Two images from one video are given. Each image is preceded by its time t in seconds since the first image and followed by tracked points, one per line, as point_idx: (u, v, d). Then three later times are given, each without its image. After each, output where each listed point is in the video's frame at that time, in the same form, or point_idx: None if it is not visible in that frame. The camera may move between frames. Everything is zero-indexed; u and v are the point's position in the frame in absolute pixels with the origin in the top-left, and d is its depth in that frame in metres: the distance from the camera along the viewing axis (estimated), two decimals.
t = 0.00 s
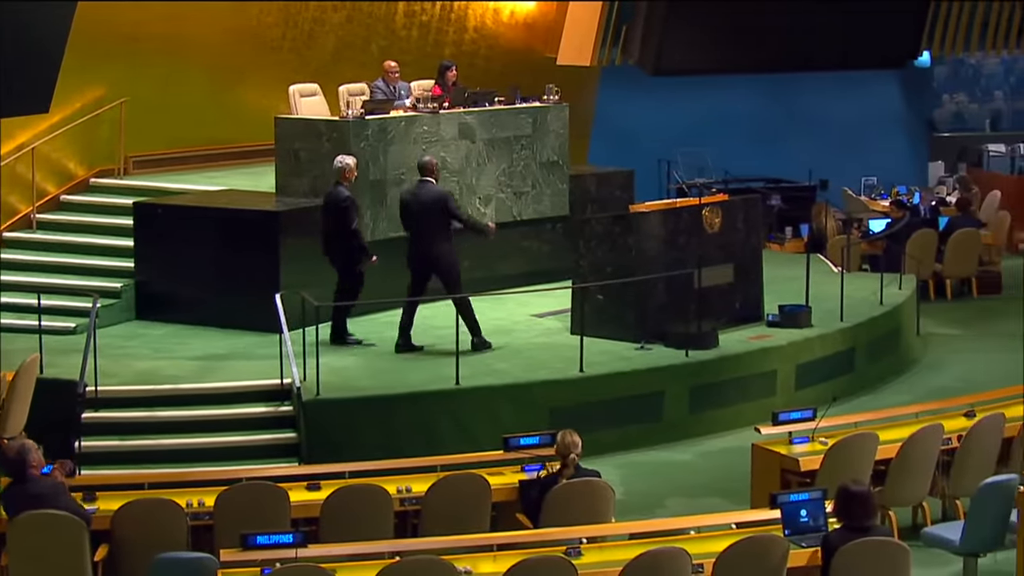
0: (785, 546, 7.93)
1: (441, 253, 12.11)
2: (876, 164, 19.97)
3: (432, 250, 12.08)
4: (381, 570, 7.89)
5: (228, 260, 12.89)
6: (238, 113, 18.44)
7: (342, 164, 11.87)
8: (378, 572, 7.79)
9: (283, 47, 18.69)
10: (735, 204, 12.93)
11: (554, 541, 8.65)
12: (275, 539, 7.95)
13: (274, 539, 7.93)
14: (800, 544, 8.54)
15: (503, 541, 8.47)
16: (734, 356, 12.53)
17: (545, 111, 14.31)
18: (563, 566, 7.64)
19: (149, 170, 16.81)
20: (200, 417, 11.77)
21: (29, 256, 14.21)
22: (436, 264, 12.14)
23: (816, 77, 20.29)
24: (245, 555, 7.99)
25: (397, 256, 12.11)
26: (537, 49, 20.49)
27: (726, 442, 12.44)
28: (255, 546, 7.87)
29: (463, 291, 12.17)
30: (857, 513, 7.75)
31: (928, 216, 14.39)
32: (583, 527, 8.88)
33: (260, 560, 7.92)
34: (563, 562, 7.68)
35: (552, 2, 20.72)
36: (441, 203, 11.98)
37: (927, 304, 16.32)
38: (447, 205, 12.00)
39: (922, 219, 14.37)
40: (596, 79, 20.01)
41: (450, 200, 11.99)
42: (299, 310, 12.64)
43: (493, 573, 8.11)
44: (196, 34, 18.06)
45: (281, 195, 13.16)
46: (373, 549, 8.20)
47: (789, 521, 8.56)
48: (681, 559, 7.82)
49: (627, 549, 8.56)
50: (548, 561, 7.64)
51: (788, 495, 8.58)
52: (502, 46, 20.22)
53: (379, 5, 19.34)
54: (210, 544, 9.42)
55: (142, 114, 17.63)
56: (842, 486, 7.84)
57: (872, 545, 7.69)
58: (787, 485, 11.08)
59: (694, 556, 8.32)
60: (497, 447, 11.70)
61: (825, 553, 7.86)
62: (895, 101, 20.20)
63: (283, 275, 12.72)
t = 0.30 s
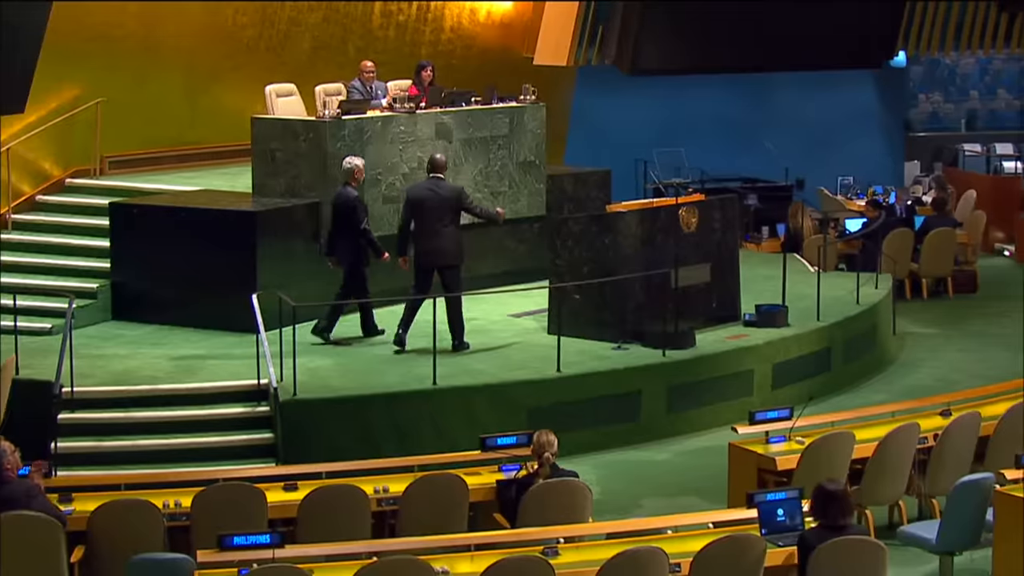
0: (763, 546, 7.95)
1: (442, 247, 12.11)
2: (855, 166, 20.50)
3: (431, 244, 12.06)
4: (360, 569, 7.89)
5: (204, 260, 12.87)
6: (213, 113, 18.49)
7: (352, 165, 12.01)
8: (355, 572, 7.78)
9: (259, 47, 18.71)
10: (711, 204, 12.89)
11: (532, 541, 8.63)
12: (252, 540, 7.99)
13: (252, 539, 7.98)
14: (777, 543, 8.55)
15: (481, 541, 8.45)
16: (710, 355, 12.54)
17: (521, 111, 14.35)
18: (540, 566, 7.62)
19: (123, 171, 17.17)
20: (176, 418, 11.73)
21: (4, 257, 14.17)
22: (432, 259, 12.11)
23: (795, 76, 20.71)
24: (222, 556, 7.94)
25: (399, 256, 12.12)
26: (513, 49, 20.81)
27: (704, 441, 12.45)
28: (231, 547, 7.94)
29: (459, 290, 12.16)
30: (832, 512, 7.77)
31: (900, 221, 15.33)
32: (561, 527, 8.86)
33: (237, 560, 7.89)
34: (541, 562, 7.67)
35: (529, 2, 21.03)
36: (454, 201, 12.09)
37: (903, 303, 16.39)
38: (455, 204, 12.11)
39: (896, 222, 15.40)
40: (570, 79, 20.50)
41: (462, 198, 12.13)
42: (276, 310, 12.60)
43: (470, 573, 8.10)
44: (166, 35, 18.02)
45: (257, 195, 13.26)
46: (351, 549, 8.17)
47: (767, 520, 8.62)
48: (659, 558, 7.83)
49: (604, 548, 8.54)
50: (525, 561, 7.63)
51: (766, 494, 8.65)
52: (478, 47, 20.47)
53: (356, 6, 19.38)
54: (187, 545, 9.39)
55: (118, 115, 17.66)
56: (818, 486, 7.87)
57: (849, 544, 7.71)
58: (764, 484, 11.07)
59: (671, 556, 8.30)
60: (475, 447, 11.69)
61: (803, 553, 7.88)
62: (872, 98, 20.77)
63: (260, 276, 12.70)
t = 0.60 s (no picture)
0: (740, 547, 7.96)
1: (427, 245, 12.07)
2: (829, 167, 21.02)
3: (416, 241, 12.03)
4: (336, 570, 7.86)
5: (181, 260, 12.85)
6: (189, 114, 18.48)
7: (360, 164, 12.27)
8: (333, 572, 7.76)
9: (235, 47, 18.74)
10: (688, 204, 12.91)
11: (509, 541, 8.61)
12: (228, 541, 7.87)
13: (228, 540, 7.86)
14: (755, 542, 8.53)
15: (458, 542, 8.43)
16: (687, 355, 12.57)
17: (498, 111, 14.40)
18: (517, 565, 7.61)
19: (98, 170, 17.26)
20: (153, 419, 11.70)
21: None
22: (415, 256, 12.07)
23: (772, 79, 21.18)
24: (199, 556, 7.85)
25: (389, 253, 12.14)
26: (491, 49, 20.85)
27: (680, 441, 12.46)
28: (209, 547, 7.82)
29: (440, 288, 12.12)
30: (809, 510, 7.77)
31: (875, 220, 15.52)
32: (539, 527, 8.84)
33: (215, 560, 7.84)
34: (518, 561, 7.66)
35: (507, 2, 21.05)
36: (442, 198, 12.10)
37: (879, 302, 16.46)
38: (443, 201, 12.11)
39: (872, 222, 15.56)
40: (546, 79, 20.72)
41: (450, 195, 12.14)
42: (253, 311, 12.58)
43: (447, 573, 8.09)
44: (142, 35, 18.00)
45: (233, 196, 13.24)
46: (328, 549, 8.14)
47: (743, 518, 8.57)
48: (636, 558, 7.83)
49: (581, 548, 8.52)
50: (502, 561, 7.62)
51: (743, 494, 8.61)
52: (455, 47, 20.55)
53: (332, 5, 19.49)
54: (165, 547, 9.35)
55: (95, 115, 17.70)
56: (795, 485, 7.87)
57: (825, 544, 7.72)
58: (741, 483, 11.05)
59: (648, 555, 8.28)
60: (453, 447, 11.68)
61: (779, 552, 7.88)
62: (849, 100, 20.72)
63: (236, 276, 12.69)
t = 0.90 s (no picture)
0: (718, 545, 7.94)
1: (402, 245, 12.04)
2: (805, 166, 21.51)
3: (392, 241, 12.00)
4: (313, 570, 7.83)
5: (159, 261, 12.82)
6: (165, 113, 18.63)
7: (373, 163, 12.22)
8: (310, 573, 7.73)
9: (211, 47, 18.86)
10: (664, 203, 12.92)
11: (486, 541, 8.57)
12: (205, 542, 7.91)
13: (204, 541, 7.89)
14: (731, 542, 8.49)
15: (434, 542, 8.39)
16: (663, 355, 12.58)
17: (474, 111, 14.46)
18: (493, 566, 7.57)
19: (74, 171, 16.98)
20: (129, 419, 11.65)
21: None
22: (389, 256, 12.03)
23: (743, 78, 21.50)
24: (175, 557, 7.86)
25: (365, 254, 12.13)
26: (465, 48, 20.92)
27: (656, 441, 12.46)
28: (185, 548, 7.86)
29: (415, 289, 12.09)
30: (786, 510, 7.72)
31: (851, 220, 15.91)
32: (516, 526, 8.81)
33: (191, 561, 7.81)
34: (496, 563, 7.63)
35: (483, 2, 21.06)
36: (419, 198, 12.07)
37: (855, 301, 16.56)
38: (420, 201, 12.08)
39: (848, 221, 15.95)
40: (523, 79, 20.52)
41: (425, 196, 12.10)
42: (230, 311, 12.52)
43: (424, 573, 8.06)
44: (117, 35, 18.23)
45: (209, 196, 13.22)
46: (304, 550, 8.10)
47: (720, 519, 8.52)
48: (612, 558, 7.81)
49: (557, 548, 8.48)
50: (477, 561, 7.58)
51: (719, 492, 8.53)
52: (431, 46, 20.74)
53: (308, 5, 19.63)
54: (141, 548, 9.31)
55: (69, 115, 17.96)
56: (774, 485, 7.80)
57: (803, 543, 7.69)
58: (718, 482, 11.01)
59: (625, 555, 8.25)
60: (430, 447, 11.65)
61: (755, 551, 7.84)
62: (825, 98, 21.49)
63: (213, 277, 12.67)
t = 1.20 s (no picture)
0: (696, 545, 7.91)
1: (373, 249, 12.04)
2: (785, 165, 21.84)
3: (366, 244, 11.99)
4: (291, 571, 7.76)
5: (136, 261, 12.80)
6: (143, 112, 18.71)
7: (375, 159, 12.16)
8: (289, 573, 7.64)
9: (187, 47, 18.94)
10: (641, 203, 12.92)
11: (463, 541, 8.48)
12: (183, 543, 7.84)
13: (181, 542, 7.82)
14: (708, 540, 8.42)
15: (412, 543, 8.29)
16: (640, 355, 12.58)
17: (452, 111, 14.47)
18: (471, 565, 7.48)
19: (50, 171, 17.03)
20: (105, 420, 11.58)
21: None
22: (362, 259, 12.05)
23: (720, 78, 21.67)
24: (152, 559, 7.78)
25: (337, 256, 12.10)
26: (444, 49, 21.35)
27: (634, 441, 12.45)
28: (162, 549, 7.79)
29: (389, 291, 12.14)
30: (764, 510, 7.63)
31: (827, 220, 16.10)
32: (493, 526, 8.72)
33: (168, 563, 7.73)
34: (474, 562, 7.54)
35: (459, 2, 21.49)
36: (391, 201, 12.04)
37: (832, 301, 16.64)
38: (391, 203, 12.07)
39: (824, 221, 16.16)
40: (500, 81, 20.82)
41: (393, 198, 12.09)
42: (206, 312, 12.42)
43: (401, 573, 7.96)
44: (95, 34, 18.31)
45: (185, 196, 13.21)
46: (282, 551, 8.01)
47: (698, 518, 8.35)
48: (589, 558, 7.73)
49: (535, 548, 8.40)
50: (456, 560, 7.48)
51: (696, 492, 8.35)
52: (408, 46, 21.02)
53: (284, 5, 19.79)
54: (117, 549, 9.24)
55: (45, 116, 18.09)
56: (750, 484, 7.72)
57: (781, 542, 7.60)
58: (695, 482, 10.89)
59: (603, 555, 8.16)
60: (407, 447, 11.60)
61: (732, 551, 7.75)
62: (801, 98, 21.66)
63: (190, 277, 12.65)
